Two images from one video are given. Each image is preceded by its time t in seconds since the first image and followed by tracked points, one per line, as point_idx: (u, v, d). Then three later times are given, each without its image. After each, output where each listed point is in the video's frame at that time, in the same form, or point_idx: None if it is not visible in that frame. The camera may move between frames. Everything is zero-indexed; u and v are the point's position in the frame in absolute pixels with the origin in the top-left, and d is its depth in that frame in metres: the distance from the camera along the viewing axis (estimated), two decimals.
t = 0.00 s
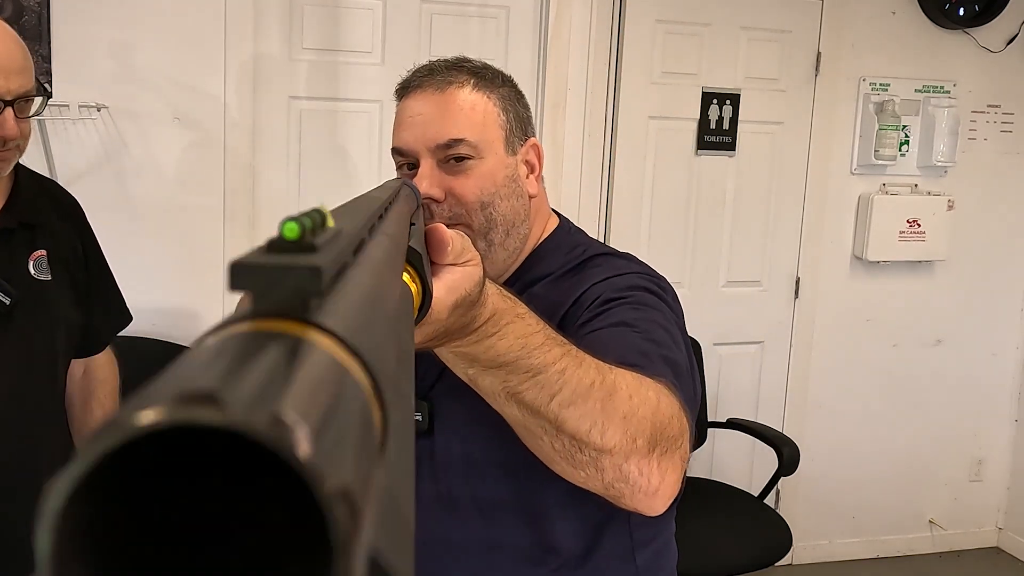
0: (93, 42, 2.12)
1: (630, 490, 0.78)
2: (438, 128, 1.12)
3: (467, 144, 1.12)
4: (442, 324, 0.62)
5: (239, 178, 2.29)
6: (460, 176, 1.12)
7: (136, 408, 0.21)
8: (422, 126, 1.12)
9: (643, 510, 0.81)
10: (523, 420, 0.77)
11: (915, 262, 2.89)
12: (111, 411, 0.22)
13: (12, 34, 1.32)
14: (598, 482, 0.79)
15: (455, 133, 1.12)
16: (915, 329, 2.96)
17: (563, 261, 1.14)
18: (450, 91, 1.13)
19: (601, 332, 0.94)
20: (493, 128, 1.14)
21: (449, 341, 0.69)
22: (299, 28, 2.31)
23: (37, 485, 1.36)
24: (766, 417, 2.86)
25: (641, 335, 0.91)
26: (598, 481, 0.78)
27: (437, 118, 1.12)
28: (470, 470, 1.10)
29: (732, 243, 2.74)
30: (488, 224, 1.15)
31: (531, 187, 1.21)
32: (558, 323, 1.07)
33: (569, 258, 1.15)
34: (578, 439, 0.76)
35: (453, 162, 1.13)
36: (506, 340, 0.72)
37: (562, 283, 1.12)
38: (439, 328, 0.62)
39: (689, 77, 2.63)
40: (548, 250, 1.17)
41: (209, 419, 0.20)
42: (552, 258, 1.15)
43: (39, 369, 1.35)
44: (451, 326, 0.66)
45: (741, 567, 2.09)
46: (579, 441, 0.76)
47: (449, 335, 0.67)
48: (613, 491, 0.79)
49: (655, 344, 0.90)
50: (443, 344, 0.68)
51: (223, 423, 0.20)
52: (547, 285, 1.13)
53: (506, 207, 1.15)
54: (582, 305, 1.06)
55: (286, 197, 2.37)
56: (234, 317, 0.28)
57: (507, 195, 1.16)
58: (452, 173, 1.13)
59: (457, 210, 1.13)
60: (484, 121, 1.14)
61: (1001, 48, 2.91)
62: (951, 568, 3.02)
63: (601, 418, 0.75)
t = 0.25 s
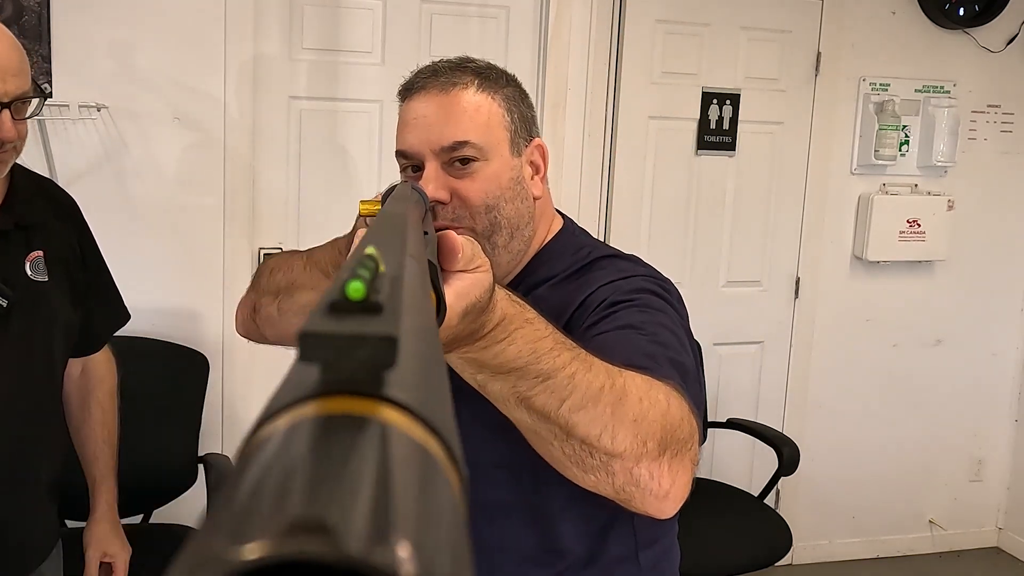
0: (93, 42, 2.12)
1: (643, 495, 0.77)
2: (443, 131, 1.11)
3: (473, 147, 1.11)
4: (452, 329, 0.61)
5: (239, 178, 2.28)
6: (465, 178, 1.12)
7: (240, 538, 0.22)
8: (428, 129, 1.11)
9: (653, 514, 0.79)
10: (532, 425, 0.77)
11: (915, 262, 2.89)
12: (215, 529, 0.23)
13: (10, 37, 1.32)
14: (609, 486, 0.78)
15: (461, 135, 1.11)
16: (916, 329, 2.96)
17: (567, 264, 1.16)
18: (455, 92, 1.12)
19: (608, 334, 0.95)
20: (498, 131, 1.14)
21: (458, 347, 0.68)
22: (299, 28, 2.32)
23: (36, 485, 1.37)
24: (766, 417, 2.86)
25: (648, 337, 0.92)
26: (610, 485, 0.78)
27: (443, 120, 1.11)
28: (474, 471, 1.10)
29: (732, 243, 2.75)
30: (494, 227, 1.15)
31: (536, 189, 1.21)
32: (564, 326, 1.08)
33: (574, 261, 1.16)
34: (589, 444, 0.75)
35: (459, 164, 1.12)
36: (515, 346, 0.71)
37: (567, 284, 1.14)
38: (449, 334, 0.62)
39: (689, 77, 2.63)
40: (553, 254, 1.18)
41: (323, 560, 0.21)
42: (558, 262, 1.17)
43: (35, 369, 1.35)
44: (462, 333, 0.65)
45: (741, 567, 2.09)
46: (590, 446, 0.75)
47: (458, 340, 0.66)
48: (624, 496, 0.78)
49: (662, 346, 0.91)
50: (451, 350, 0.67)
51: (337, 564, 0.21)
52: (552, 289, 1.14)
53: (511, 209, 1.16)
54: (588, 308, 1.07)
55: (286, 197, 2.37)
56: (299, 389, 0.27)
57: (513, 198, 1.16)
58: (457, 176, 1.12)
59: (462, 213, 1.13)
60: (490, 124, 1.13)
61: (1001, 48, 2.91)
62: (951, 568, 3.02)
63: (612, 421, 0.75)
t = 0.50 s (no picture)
0: (93, 42, 2.12)
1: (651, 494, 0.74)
2: (448, 131, 1.11)
3: (479, 148, 1.12)
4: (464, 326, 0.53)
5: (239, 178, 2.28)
6: (471, 178, 1.12)
7: (424, 443, 0.24)
8: (433, 129, 1.11)
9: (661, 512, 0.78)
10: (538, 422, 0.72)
11: (915, 261, 2.89)
12: (383, 443, 0.24)
13: (10, 38, 1.32)
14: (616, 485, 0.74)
15: (466, 135, 1.11)
16: (916, 329, 2.96)
17: (572, 264, 1.16)
18: (460, 93, 1.12)
19: (615, 333, 0.95)
20: (503, 130, 1.14)
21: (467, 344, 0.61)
22: (299, 28, 2.31)
23: (36, 484, 1.37)
24: (766, 417, 2.86)
25: (655, 337, 0.92)
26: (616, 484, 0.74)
27: (449, 120, 1.11)
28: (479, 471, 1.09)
29: (732, 243, 2.74)
30: (500, 226, 1.16)
31: (541, 188, 1.22)
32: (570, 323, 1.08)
33: (580, 259, 1.16)
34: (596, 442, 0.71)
35: (464, 164, 1.12)
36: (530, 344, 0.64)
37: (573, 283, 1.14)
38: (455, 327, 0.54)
39: (689, 77, 2.63)
40: (559, 254, 1.18)
41: (513, 453, 0.23)
42: (564, 261, 1.17)
43: (35, 369, 1.35)
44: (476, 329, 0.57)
45: (741, 567, 2.09)
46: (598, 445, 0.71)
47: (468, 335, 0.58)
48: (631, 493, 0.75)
49: (668, 347, 0.91)
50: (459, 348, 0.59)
51: (527, 454, 0.23)
52: (558, 287, 1.15)
53: (516, 209, 1.16)
54: (593, 308, 1.07)
55: (286, 197, 2.37)
56: (409, 325, 0.29)
57: (518, 197, 1.16)
58: (463, 176, 1.12)
59: (469, 212, 1.14)
60: (495, 124, 1.13)
61: (1001, 48, 2.91)
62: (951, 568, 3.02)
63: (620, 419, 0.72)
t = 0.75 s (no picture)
0: (93, 41, 2.12)
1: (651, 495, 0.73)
2: (448, 132, 1.11)
3: (479, 148, 1.11)
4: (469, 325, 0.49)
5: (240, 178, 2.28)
6: (471, 178, 1.12)
7: (407, 410, 0.23)
8: (433, 129, 1.10)
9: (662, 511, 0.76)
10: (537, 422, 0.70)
11: (915, 261, 2.89)
12: (362, 416, 0.23)
13: (14, 38, 1.32)
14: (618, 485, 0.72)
15: (466, 136, 1.11)
16: (916, 329, 2.96)
17: (572, 264, 1.17)
18: (460, 93, 1.12)
19: (616, 333, 0.95)
20: (503, 130, 1.14)
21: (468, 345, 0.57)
22: (299, 28, 2.31)
23: (34, 484, 1.37)
24: (766, 417, 2.86)
25: (654, 337, 0.92)
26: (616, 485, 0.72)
27: (449, 121, 1.11)
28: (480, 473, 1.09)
29: (732, 243, 2.75)
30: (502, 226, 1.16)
31: (541, 188, 1.22)
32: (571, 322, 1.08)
33: (580, 261, 1.17)
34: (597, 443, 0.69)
35: (464, 164, 1.12)
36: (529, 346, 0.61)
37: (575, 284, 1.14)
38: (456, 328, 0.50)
39: (689, 77, 2.63)
40: (559, 255, 1.19)
41: (497, 421, 0.22)
42: (565, 262, 1.17)
43: (33, 368, 1.35)
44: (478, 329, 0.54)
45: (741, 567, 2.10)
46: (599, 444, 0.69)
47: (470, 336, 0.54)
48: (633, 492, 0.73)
49: (669, 346, 0.91)
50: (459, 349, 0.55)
51: (513, 421, 0.22)
52: (559, 287, 1.15)
53: (517, 209, 1.16)
54: (594, 308, 1.07)
55: (286, 197, 2.36)
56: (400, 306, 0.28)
57: (519, 198, 1.16)
58: (463, 176, 1.12)
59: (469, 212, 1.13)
60: (495, 124, 1.13)
61: (1001, 48, 2.91)
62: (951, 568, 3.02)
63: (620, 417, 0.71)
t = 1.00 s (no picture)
0: (93, 41, 2.12)
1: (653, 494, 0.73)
2: (448, 132, 1.11)
3: (478, 149, 1.12)
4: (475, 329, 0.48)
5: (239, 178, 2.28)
6: (470, 180, 1.12)
7: (380, 420, 0.24)
8: (432, 130, 1.10)
9: (662, 511, 0.77)
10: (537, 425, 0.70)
11: (915, 262, 2.89)
12: (336, 422, 0.24)
13: (16, 38, 1.32)
14: (618, 486, 0.73)
15: (466, 137, 1.11)
16: (916, 329, 2.96)
17: (574, 265, 1.17)
18: (460, 94, 1.12)
19: (618, 334, 0.95)
20: (502, 131, 1.14)
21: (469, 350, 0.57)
22: (299, 29, 2.31)
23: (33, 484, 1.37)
24: (766, 417, 2.86)
25: (656, 337, 0.92)
26: (616, 486, 0.72)
27: (449, 121, 1.11)
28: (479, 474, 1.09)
29: (733, 243, 2.74)
30: (501, 227, 1.16)
31: (541, 188, 1.22)
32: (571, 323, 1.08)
33: (581, 261, 1.17)
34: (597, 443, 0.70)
35: (464, 165, 1.12)
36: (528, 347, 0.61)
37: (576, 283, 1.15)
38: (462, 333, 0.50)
39: (689, 77, 2.62)
40: (560, 256, 1.19)
41: (468, 430, 0.23)
42: (566, 262, 1.17)
43: (33, 368, 1.35)
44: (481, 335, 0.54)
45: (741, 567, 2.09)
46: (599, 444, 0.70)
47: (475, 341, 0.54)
48: (633, 493, 0.74)
49: (670, 347, 0.91)
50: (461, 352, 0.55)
51: (482, 432, 0.23)
52: (560, 287, 1.15)
53: (516, 210, 1.16)
54: (594, 308, 1.07)
55: (285, 197, 2.36)
56: (385, 314, 0.29)
57: (518, 198, 1.16)
58: (462, 177, 1.12)
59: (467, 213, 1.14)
60: (495, 125, 1.13)
61: (1001, 48, 2.91)
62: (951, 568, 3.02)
63: (620, 419, 0.72)
